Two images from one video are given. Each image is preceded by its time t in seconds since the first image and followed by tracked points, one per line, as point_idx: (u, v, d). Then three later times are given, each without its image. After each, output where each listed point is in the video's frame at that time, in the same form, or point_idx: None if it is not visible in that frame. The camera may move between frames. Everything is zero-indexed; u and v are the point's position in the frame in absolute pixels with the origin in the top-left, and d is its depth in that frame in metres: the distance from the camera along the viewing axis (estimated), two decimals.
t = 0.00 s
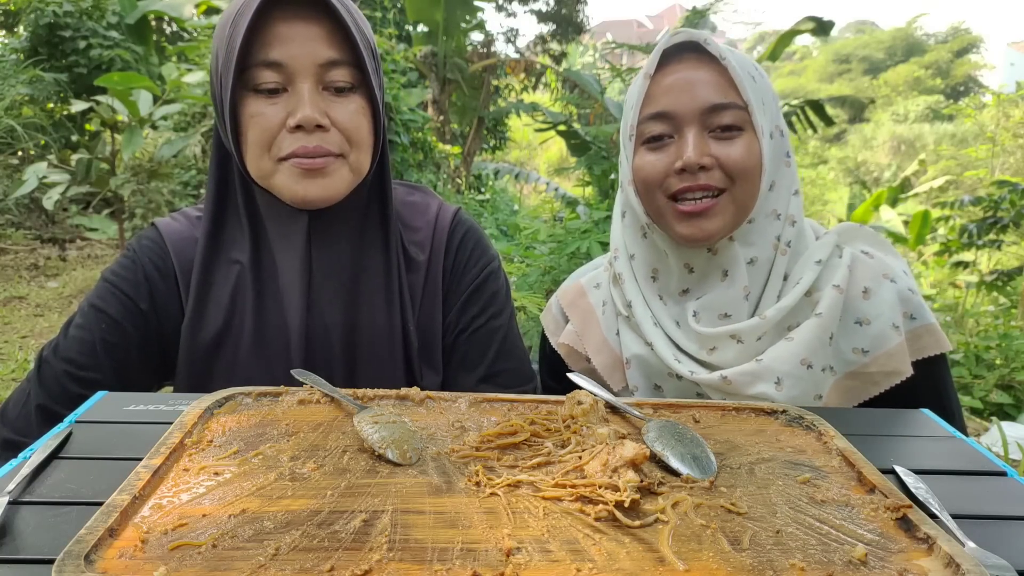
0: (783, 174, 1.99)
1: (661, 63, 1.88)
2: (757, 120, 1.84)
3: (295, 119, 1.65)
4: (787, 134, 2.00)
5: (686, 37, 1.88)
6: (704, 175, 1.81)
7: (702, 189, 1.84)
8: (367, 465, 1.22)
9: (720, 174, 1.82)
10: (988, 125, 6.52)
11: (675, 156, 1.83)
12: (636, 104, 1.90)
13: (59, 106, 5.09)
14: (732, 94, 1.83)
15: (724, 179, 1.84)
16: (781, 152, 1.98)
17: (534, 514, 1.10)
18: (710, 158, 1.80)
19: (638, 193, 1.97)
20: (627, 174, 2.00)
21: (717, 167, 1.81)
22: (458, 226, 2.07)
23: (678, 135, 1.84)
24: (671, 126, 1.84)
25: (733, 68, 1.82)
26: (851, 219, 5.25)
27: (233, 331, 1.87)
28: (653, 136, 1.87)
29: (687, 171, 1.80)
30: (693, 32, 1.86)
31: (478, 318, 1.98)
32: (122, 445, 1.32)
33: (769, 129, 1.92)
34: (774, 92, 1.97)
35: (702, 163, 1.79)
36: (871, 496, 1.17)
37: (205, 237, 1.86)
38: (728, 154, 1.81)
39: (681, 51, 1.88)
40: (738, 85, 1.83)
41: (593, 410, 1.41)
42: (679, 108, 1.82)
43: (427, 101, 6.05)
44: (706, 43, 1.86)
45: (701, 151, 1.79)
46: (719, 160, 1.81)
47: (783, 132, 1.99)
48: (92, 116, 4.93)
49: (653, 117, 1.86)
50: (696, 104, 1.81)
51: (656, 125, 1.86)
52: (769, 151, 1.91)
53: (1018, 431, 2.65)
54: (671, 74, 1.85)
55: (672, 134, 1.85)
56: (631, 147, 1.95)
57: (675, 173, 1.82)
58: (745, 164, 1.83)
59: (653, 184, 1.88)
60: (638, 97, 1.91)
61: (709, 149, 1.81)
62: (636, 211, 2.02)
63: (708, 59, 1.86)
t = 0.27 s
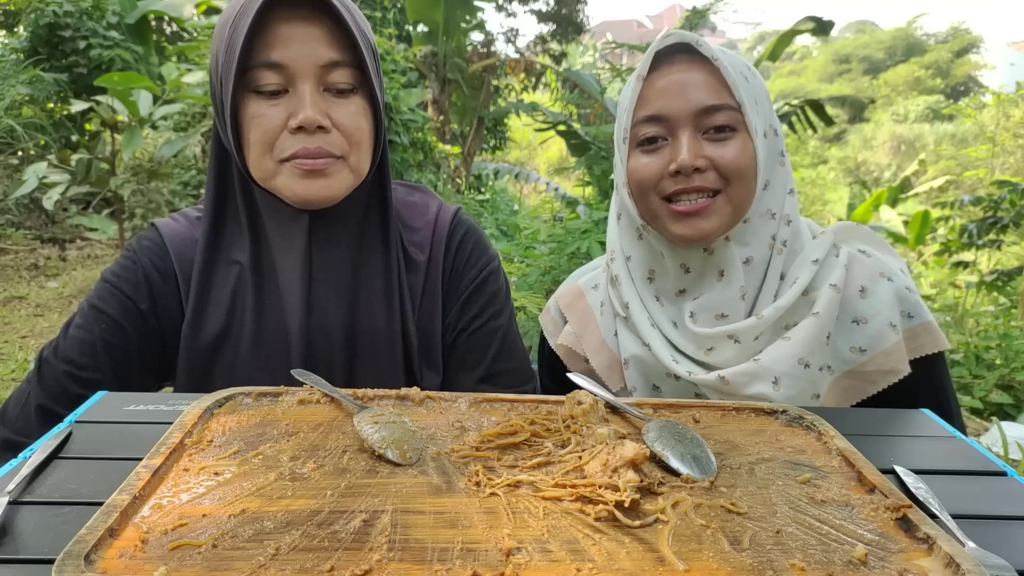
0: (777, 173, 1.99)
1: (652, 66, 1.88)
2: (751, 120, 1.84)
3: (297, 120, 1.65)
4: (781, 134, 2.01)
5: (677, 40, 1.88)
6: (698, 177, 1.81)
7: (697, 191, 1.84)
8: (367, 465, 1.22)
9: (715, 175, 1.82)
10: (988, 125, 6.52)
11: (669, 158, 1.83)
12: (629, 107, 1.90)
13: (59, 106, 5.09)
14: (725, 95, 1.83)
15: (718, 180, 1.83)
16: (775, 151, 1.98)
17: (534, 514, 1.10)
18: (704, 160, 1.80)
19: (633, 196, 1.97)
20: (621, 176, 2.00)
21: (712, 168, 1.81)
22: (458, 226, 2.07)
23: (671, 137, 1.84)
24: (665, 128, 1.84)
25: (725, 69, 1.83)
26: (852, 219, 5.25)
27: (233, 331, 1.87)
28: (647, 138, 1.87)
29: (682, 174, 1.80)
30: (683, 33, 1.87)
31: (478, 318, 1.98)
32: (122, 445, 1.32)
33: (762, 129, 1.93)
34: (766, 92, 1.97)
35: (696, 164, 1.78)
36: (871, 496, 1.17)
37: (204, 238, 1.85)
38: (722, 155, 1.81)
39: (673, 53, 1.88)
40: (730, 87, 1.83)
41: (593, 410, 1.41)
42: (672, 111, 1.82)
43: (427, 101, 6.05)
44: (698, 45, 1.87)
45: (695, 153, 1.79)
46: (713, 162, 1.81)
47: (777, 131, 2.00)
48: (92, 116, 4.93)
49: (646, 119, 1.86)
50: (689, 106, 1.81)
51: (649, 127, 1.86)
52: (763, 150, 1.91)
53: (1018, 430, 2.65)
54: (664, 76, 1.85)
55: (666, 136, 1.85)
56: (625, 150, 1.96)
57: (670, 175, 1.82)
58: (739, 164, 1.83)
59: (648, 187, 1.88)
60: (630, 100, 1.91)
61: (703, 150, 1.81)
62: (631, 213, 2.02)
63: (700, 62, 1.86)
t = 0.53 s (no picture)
0: (770, 172, 1.99)
1: (638, 71, 1.89)
2: (737, 122, 1.84)
3: (299, 120, 1.65)
4: (772, 132, 2.01)
5: (660, 44, 1.89)
6: (686, 181, 1.81)
7: (686, 195, 1.84)
8: (367, 465, 1.22)
9: (703, 178, 1.82)
10: (988, 125, 6.52)
11: (656, 163, 1.83)
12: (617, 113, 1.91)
13: (59, 106, 5.09)
14: (710, 98, 1.83)
15: (706, 184, 1.84)
16: (766, 150, 1.98)
17: (534, 514, 1.10)
18: (691, 163, 1.80)
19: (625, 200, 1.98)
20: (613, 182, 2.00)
21: (699, 171, 1.81)
22: (458, 226, 2.07)
23: (659, 141, 1.85)
24: (651, 133, 1.85)
25: (709, 72, 1.83)
26: (852, 219, 5.25)
27: (233, 331, 1.87)
28: (635, 143, 1.88)
29: (669, 178, 1.81)
30: (666, 38, 1.87)
31: (478, 317, 1.98)
32: (122, 445, 1.32)
33: (751, 128, 1.93)
34: (754, 91, 1.97)
35: (683, 169, 1.78)
36: (871, 496, 1.17)
37: (205, 237, 1.85)
38: (708, 158, 1.81)
39: (658, 58, 1.89)
40: (716, 89, 1.83)
41: (593, 410, 1.41)
42: (658, 116, 1.82)
43: (427, 101, 6.05)
44: (681, 48, 1.87)
45: (681, 157, 1.79)
46: (700, 165, 1.80)
47: (767, 130, 2.00)
48: (92, 116, 4.93)
49: (633, 125, 1.87)
50: (675, 110, 1.81)
51: (636, 132, 1.87)
52: (753, 150, 1.91)
53: (1018, 430, 2.64)
54: (650, 81, 1.86)
55: (653, 141, 1.85)
56: (615, 155, 1.96)
57: (658, 180, 1.83)
58: (727, 167, 1.83)
59: (637, 192, 1.89)
60: (618, 105, 1.92)
61: (689, 153, 1.81)
62: (626, 217, 2.03)
63: (685, 65, 1.86)
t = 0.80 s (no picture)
0: (767, 173, 1.99)
1: (633, 73, 1.90)
2: (733, 123, 1.84)
3: (300, 120, 1.65)
4: (769, 133, 2.01)
5: (655, 47, 1.90)
6: (683, 184, 1.81)
7: (682, 198, 1.84)
8: (367, 465, 1.22)
9: (699, 181, 1.82)
10: (988, 125, 6.52)
11: (653, 166, 1.83)
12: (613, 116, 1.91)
13: (59, 106, 5.09)
14: (706, 100, 1.83)
15: (703, 186, 1.83)
16: (763, 151, 1.99)
17: (534, 514, 1.10)
18: (687, 166, 1.79)
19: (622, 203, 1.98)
20: (610, 185, 2.01)
21: (695, 174, 1.81)
22: (458, 225, 2.07)
23: (654, 144, 1.85)
24: (647, 136, 1.85)
25: (704, 74, 1.83)
26: (852, 219, 5.25)
27: (234, 331, 1.87)
28: (631, 146, 1.88)
29: (666, 181, 1.80)
30: (661, 40, 1.88)
31: (479, 317, 1.98)
32: (122, 445, 1.32)
33: (747, 130, 1.93)
34: (750, 92, 1.98)
35: (679, 172, 1.78)
36: (870, 496, 1.17)
37: (205, 237, 1.85)
38: (704, 160, 1.81)
39: (653, 60, 1.89)
40: (711, 91, 1.83)
41: (593, 410, 1.41)
42: (654, 118, 1.82)
43: (427, 101, 6.05)
44: (676, 51, 1.87)
45: (678, 160, 1.79)
46: (696, 167, 1.80)
47: (764, 131, 2.00)
48: (92, 116, 4.93)
49: (629, 127, 1.86)
50: (670, 112, 1.81)
51: (632, 135, 1.87)
52: (749, 151, 1.91)
53: (1018, 430, 2.64)
54: (645, 83, 1.86)
55: (649, 143, 1.85)
56: (612, 158, 1.96)
57: (654, 183, 1.83)
58: (723, 169, 1.83)
59: (635, 195, 1.89)
60: (614, 108, 1.92)
61: (685, 156, 1.80)
62: (623, 220, 2.03)
63: (680, 67, 1.86)
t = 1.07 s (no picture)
0: (766, 174, 1.99)
1: (632, 75, 1.90)
2: (731, 124, 1.84)
3: (301, 121, 1.65)
4: (767, 134, 2.01)
5: (654, 48, 1.89)
6: (681, 186, 1.81)
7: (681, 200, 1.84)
8: (367, 465, 1.22)
9: (698, 182, 1.82)
10: (988, 125, 6.52)
11: (652, 168, 1.83)
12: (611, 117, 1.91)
13: (59, 106, 5.09)
14: (704, 101, 1.83)
15: (702, 188, 1.83)
16: (762, 152, 1.99)
17: (534, 514, 1.10)
18: (686, 168, 1.80)
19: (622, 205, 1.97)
20: (609, 187, 2.00)
21: (693, 176, 1.81)
22: (458, 225, 2.07)
23: (653, 146, 1.85)
24: (646, 137, 1.84)
25: (702, 75, 1.83)
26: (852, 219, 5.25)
27: (234, 331, 1.87)
28: (630, 147, 1.87)
29: (664, 183, 1.80)
30: (660, 41, 1.88)
31: (479, 317, 1.98)
32: (122, 445, 1.32)
33: (745, 130, 1.93)
34: (749, 92, 1.98)
35: (678, 174, 1.78)
36: (871, 496, 1.17)
37: (204, 237, 1.85)
38: (702, 162, 1.81)
39: (651, 61, 1.89)
40: (710, 92, 1.83)
41: (593, 410, 1.41)
42: (652, 119, 1.82)
43: (427, 101, 6.05)
44: (674, 52, 1.87)
45: (676, 162, 1.79)
46: (695, 169, 1.80)
47: (762, 132, 2.00)
48: (92, 116, 4.93)
49: (628, 129, 1.86)
50: (669, 114, 1.81)
51: (630, 137, 1.86)
52: (748, 152, 1.91)
53: (1018, 430, 2.64)
54: (644, 84, 1.86)
55: (648, 145, 1.85)
56: (611, 160, 1.96)
57: (653, 185, 1.82)
58: (721, 170, 1.83)
59: (634, 197, 1.89)
60: (612, 110, 1.92)
61: (683, 158, 1.80)
62: (622, 221, 2.03)
63: (678, 68, 1.86)
